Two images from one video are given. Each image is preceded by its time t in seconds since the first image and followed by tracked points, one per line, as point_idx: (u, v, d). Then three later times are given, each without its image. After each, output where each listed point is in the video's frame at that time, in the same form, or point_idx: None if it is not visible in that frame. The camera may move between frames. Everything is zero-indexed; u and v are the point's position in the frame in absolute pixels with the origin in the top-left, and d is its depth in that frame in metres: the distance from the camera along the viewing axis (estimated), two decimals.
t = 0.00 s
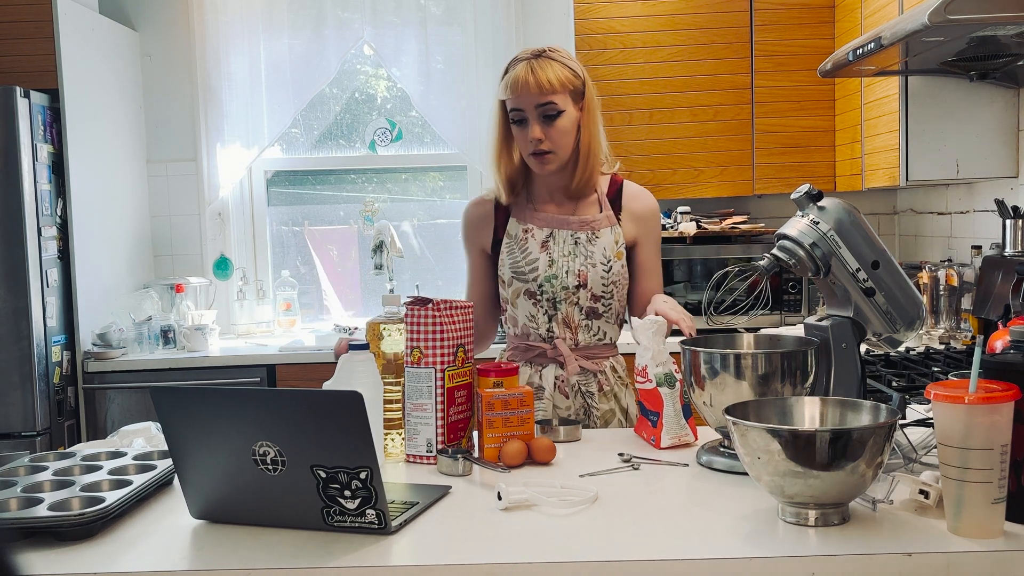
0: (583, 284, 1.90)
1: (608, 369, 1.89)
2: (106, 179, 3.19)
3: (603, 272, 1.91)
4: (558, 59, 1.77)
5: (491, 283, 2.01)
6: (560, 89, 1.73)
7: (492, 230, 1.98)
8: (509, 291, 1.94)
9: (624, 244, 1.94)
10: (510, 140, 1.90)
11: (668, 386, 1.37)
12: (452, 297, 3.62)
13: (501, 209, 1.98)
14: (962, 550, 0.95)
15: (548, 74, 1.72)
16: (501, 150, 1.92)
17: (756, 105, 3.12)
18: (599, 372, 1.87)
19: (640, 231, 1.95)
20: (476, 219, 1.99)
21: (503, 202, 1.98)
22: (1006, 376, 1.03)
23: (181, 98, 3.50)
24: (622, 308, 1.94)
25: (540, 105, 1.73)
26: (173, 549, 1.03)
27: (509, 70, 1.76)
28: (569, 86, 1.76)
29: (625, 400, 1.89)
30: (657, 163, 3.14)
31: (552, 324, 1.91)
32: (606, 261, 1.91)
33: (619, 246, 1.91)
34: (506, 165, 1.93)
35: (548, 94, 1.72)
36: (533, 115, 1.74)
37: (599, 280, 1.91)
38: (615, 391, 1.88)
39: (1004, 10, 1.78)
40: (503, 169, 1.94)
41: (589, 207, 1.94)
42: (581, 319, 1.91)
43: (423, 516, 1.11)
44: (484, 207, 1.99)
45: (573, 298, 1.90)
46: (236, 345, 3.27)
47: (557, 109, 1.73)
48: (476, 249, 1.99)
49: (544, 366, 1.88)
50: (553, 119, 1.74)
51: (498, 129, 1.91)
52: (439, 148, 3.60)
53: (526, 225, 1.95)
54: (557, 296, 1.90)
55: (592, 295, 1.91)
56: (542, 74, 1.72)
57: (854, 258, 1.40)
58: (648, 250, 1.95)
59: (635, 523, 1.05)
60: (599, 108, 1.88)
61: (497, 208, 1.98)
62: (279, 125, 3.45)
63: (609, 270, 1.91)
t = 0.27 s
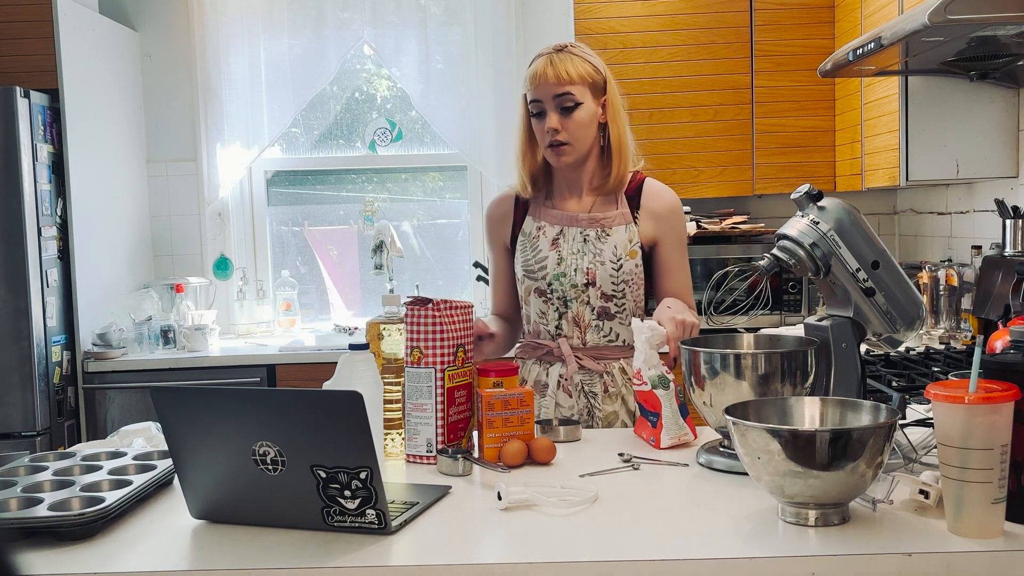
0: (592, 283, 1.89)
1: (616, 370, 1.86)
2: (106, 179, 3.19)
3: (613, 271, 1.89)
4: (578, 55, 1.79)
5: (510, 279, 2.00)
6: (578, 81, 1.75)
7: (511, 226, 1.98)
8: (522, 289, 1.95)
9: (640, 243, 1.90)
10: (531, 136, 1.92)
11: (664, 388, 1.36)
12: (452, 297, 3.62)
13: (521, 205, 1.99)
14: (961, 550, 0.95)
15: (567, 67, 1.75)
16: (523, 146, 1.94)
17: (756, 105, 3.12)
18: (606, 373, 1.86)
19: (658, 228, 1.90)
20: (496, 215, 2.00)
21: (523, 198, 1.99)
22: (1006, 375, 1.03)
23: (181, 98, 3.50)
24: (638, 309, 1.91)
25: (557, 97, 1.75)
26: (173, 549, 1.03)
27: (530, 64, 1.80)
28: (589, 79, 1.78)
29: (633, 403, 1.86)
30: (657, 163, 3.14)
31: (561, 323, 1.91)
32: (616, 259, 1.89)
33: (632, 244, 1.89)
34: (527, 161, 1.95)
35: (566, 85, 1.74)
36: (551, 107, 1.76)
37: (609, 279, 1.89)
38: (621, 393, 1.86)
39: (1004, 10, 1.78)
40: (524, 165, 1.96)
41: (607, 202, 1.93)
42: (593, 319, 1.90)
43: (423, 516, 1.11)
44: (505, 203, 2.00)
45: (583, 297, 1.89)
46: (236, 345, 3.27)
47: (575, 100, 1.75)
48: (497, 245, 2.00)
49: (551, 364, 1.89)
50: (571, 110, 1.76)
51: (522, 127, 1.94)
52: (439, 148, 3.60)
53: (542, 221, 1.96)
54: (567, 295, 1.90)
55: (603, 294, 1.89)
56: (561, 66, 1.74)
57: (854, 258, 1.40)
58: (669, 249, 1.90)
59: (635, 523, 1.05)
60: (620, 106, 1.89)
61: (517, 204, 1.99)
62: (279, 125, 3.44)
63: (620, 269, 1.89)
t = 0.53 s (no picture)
0: (608, 286, 1.89)
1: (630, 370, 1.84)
2: (106, 179, 3.19)
3: (630, 274, 1.88)
4: (597, 61, 1.79)
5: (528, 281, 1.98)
6: (595, 87, 1.75)
7: (529, 229, 1.97)
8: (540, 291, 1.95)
9: (657, 247, 1.88)
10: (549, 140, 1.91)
11: (637, 386, 1.39)
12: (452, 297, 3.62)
13: (539, 209, 1.98)
14: (962, 550, 0.95)
15: (583, 72, 1.75)
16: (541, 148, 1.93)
17: (756, 105, 3.12)
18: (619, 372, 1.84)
19: (674, 232, 1.87)
20: (514, 217, 1.99)
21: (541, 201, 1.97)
22: (1006, 375, 1.03)
23: (181, 98, 3.50)
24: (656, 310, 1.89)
25: (574, 102, 1.75)
26: (174, 549, 1.03)
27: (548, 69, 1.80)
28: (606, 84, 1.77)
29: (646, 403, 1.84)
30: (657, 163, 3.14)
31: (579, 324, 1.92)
32: (633, 263, 1.88)
33: (649, 248, 1.86)
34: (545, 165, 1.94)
35: (583, 91, 1.74)
36: (568, 112, 1.76)
37: (625, 282, 1.88)
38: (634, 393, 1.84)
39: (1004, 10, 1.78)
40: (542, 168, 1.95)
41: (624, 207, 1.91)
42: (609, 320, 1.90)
43: (423, 516, 1.11)
44: (523, 206, 1.99)
45: (600, 299, 1.90)
46: (236, 345, 3.27)
47: (592, 106, 1.74)
48: (513, 244, 1.97)
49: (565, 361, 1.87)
50: (588, 116, 1.75)
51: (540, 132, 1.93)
52: (439, 148, 3.60)
53: (559, 225, 1.94)
54: (584, 297, 1.90)
55: (620, 297, 1.89)
56: (577, 71, 1.74)
57: (854, 258, 1.40)
58: (683, 255, 1.87)
59: (635, 523, 1.05)
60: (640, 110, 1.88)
61: (535, 207, 1.98)
62: (279, 125, 3.44)
63: (637, 272, 1.88)
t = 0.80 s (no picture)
0: (619, 290, 1.88)
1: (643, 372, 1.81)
2: (107, 179, 3.19)
3: (641, 279, 1.88)
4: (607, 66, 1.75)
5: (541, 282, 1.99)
6: (607, 96, 1.71)
7: (543, 232, 1.96)
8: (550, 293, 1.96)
9: (669, 253, 1.88)
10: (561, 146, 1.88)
11: (608, 380, 1.37)
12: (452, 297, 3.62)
13: (552, 212, 1.97)
14: (962, 550, 0.95)
15: (594, 82, 1.70)
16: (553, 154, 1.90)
17: (756, 105, 3.12)
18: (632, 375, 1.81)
19: (685, 239, 1.88)
20: (527, 220, 1.98)
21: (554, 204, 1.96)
22: (1006, 375, 1.03)
23: (181, 98, 3.50)
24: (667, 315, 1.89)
25: (585, 111, 1.71)
26: (174, 549, 1.03)
27: (558, 76, 1.75)
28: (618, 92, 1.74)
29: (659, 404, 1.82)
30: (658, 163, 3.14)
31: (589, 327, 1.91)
32: (644, 268, 1.88)
33: (661, 254, 1.86)
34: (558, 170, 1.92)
35: (595, 101, 1.70)
36: (579, 122, 1.72)
37: (635, 287, 1.88)
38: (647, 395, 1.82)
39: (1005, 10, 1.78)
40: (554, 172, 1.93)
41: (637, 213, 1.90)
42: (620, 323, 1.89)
43: (423, 516, 1.11)
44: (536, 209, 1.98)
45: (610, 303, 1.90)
46: (236, 345, 3.27)
47: (603, 115, 1.71)
48: (526, 247, 1.97)
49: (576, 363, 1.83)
50: (599, 125, 1.72)
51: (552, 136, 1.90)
52: (439, 147, 3.60)
53: (571, 229, 1.94)
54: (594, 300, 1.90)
55: (630, 301, 1.89)
56: (589, 81, 1.70)
57: (854, 258, 1.40)
58: (693, 260, 1.87)
59: (635, 523, 1.05)
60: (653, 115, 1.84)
61: (548, 210, 1.97)
62: (279, 125, 3.44)
63: (647, 278, 1.87)
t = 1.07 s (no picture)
0: (618, 291, 1.87)
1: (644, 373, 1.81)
2: (107, 179, 3.19)
3: (640, 279, 1.87)
4: (607, 67, 1.75)
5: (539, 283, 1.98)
6: (607, 97, 1.71)
7: (541, 233, 1.97)
8: (548, 295, 1.93)
9: (667, 253, 1.87)
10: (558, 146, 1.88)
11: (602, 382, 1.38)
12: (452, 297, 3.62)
13: (549, 213, 1.97)
14: (962, 550, 0.95)
15: (595, 82, 1.70)
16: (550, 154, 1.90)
17: (756, 105, 3.12)
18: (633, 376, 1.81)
19: (682, 239, 1.88)
20: (525, 220, 1.98)
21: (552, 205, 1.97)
22: (1006, 375, 1.03)
23: (181, 98, 3.50)
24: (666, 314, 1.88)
25: (585, 112, 1.72)
26: (173, 549, 1.03)
27: (558, 76, 1.75)
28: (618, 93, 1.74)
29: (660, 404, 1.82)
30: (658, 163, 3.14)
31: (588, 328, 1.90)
32: (642, 269, 1.87)
33: (659, 254, 1.86)
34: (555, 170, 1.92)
35: (594, 102, 1.70)
36: (578, 123, 1.73)
37: (634, 287, 1.87)
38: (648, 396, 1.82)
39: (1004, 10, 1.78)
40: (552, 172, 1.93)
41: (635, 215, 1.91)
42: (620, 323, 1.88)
43: (423, 516, 1.11)
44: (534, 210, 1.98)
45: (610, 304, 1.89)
46: (236, 345, 3.27)
47: (603, 116, 1.72)
48: (524, 249, 1.97)
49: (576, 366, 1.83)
50: (599, 126, 1.72)
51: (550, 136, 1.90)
52: (439, 147, 3.60)
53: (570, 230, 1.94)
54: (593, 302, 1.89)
55: (630, 301, 1.88)
56: (589, 81, 1.70)
57: (854, 258, 1.40)
58: (689, 260, 1.87)
59: (635, 523, 1.05)
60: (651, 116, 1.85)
61: (545, 211, 1.97)
62: (279, 125, 3.44)
63: (646, 278, 1.87)
